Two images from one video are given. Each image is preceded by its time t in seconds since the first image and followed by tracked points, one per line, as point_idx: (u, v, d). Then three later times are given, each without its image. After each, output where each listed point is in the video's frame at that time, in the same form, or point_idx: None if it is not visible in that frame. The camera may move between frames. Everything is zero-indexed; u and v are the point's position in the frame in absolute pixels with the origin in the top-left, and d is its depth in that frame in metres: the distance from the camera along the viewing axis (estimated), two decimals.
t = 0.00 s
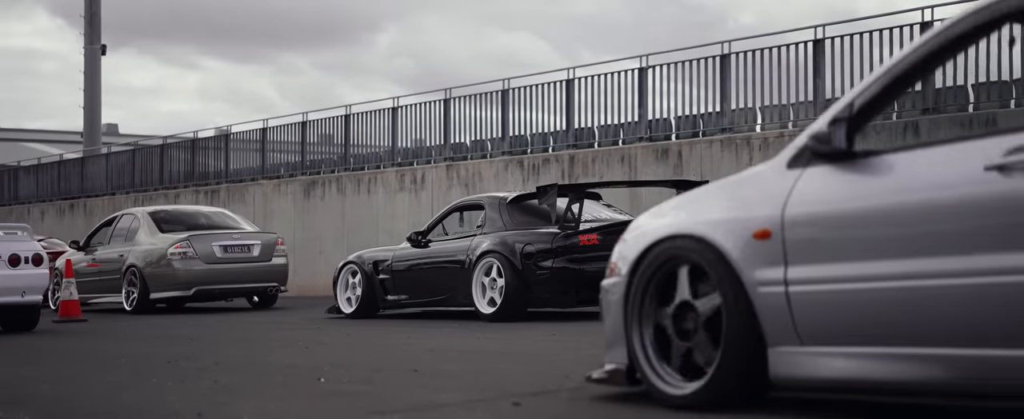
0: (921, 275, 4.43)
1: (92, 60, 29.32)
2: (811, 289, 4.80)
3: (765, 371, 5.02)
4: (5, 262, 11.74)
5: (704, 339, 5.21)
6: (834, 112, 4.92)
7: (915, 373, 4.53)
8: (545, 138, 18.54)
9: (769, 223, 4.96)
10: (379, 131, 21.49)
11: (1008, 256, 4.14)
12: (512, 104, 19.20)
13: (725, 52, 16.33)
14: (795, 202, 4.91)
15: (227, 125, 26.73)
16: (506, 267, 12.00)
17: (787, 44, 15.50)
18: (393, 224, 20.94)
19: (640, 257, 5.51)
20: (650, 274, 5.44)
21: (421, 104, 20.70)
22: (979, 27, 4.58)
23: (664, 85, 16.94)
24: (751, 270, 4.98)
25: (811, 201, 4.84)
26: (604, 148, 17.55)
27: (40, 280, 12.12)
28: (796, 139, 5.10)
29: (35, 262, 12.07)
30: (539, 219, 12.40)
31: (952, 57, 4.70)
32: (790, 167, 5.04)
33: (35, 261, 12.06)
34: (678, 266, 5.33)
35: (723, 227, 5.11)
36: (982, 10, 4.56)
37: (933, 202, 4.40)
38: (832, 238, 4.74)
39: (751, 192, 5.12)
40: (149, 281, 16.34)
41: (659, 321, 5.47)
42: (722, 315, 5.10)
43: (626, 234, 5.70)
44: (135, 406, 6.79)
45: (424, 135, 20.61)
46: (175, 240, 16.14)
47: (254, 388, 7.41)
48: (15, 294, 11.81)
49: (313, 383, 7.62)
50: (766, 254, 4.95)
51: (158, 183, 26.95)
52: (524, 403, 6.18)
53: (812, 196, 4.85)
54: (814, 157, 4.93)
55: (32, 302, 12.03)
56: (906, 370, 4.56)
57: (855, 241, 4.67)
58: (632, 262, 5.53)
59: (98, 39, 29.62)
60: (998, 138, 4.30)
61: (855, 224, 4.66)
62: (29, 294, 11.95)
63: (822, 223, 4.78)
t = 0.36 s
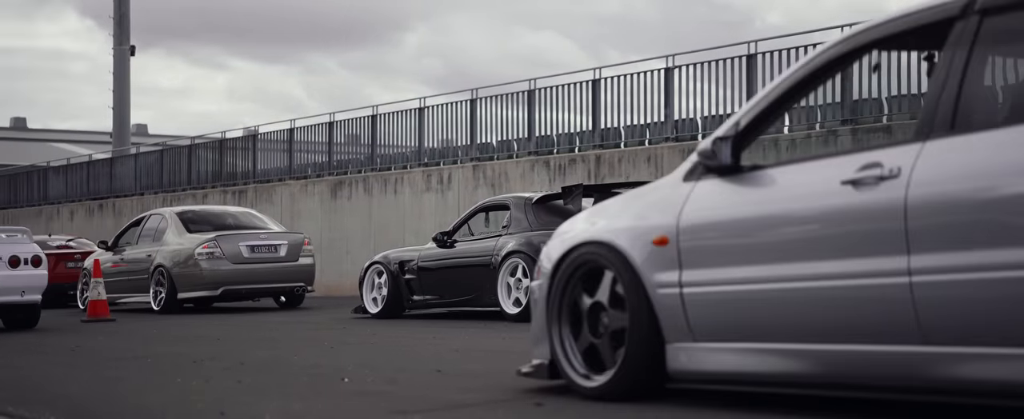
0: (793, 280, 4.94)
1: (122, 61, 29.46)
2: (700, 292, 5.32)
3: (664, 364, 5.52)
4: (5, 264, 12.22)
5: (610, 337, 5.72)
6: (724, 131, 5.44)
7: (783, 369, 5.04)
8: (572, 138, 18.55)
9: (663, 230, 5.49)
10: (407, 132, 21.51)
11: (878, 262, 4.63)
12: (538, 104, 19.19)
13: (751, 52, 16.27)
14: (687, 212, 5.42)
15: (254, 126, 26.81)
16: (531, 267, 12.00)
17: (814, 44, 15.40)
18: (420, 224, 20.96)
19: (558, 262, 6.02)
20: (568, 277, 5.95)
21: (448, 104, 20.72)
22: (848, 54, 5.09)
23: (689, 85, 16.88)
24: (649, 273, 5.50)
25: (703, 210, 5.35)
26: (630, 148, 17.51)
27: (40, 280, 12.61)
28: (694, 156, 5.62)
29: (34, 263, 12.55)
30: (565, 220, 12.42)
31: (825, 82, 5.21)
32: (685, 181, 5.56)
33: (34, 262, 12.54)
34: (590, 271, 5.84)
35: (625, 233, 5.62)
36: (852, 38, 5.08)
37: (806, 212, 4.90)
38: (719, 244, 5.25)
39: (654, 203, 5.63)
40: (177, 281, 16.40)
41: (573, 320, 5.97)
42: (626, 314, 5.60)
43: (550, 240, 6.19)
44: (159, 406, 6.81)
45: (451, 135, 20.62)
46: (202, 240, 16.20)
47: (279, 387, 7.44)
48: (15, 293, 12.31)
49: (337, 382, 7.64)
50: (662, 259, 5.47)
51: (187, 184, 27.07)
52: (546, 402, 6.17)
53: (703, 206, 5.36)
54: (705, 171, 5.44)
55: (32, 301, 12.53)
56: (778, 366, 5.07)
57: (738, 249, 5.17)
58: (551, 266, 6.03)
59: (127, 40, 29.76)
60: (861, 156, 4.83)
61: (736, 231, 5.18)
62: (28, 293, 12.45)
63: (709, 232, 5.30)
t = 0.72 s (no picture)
0: (693, 281, 5.59)
1: (153, 61, 29.59)
2: (619, 291, 5.99)
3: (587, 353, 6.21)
4: (11, 264, 12.93)
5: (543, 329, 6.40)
6: (641, 145, 6.12)
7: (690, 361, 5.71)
8: (601, 138, 18.52)
9: (584, 234, 6.18)
10: (436, 132, 21.53)
11: (764, 264, 5.29)
12: (567, 104, 19.15)
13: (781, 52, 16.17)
14: (607, 217, 6.12)
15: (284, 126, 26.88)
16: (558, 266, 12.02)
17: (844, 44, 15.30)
18: (448, 224, 21.00)
19: (500, 262, 6.69)
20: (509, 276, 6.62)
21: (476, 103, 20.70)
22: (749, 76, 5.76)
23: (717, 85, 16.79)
24: (573, 271, 6.20)
25: (622, 218, 6.03)
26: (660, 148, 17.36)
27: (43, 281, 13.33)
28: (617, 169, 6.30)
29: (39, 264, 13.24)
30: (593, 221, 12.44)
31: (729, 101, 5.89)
32: (607, 190, 6.27)
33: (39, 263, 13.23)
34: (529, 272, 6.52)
35: (554, 238, 6.32)
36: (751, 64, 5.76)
37: (703, 218, 5.57)
38: (635, 246, 5.91)
39: (580, 212, 6.31)
40: (207, 281, 16.47)
41: (513, 315, 6.64)
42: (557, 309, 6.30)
43: (495, 243, 6.85)
44: (186, 405, 6.83)
45: (481, 135, 20.60)
46: (232, 240, 16.27)
47: (306, 387, 7.46)
48: (21, 294, 13.01)
49: (365, 382, 7.65)
50: (583, 259, 6.17)
51: (217, 184, 27.16)
52: (570, 402, 6.17)
53: (619, 214, 6.06)
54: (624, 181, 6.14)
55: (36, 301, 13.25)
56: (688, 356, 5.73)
57: (648, 252, 5.84)
58: (492, 267, 6.71)
59: (158, 40, 29.89)
60: (753, 167, 5.50)
61: (646, 235, 5.86)
62: (34, 293, 13.14)
63: (623, 235, 5.98)
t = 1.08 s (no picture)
0: (615, 280, 6.05)
1: (184, 60, 29.68)
2: (551, 292, 6.47)
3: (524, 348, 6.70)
4: (19, 265, 13.52)
5: (488, 325, 6.92)
6: (576, 158, 6.60)
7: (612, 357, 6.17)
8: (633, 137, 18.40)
9: (523, 238, 6.70)
10: (466, 131, 21.46)
11: (674, 267, 5.72)
12: (597, 103, 19.04)
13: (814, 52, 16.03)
14: (545, 222, 6.61)
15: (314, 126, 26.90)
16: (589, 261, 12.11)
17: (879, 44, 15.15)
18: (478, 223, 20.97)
19: (452, 263, 7.19)
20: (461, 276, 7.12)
21: (507, 103, 20.61)
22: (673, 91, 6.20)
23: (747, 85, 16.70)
24: (514, 274, 6.71)
25: (556, 224, 6.52)
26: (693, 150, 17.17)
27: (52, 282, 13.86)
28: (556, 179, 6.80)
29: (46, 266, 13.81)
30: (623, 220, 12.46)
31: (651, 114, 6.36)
32: (544, 198, 6.77)
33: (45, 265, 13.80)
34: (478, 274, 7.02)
35: (499, 242, 6.83)
36: (669, 82, 6.23)
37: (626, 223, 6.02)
38: (570, 250, 6.37)
39: (522, 218, 6.82)
40: (237, 281, 16.45)
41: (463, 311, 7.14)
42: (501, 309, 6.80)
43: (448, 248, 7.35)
44: (211, 406, 6.76)
45: (512, 134, 20.51)
46: (262, 240, 16.29)
47: (334, 387, 7.39)
48: (28, 292, 13.54)
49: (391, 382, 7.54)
50: (523, 262, 6.68)
51: (248, 183, 27.21)
52: (595, 404, 6.11)
53: (554, 219, 6.56)
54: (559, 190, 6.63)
55: (45, 300, 13.73)
56: (610, 355, 6.19)
57: (577, 256, 6.32)
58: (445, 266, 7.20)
59: (190, 39, 29.97)
60: (667, 178, 5.94)
61: (578, 240, 6.33)
62: (41, 293, 13.69)
63: (557, 239, 6.47)
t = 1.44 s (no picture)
0: (546, 281, 6.40)
1: (216, 60, 29.82)
2: (495, 291, 6.80)
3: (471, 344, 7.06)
4: (30, 265, 14.30)
5: (439, 322, 7.27)
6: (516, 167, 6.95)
7: (545, 350, 6.54)
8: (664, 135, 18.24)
9: (469, 241, 7.04)
10: (493, 130, 21.36)
11: (597, 267, 6.07)
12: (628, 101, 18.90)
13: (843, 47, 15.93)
14: (489, 226, 6.94)
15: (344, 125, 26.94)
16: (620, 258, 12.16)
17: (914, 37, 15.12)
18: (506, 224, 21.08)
19: (407, 262, 7.53)
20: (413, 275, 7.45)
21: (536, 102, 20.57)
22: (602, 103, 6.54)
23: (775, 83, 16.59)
24: (463, 274, 7.04)
25: (500, 227, 6.85)
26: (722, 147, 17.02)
27: (61, 281, 14.63)
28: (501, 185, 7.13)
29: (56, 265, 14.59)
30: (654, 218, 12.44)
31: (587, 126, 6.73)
32: (490, 204, 7.11)
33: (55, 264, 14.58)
34: (431, 273, 7.36)
35: (449, 244, 7.16)
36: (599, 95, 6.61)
37: (558, 226, 6.38)
38: (510, 251, 6.71)
39: (470, 221, 7.15)
40: (267, 279, 16.48)
41: (415, 309, 7.47)
42: (451, 308, 7.14)
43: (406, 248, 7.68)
44: (234, 404, 6.76)
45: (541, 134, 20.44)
46: (292, 238, 16.36)
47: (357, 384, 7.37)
48: (39, 291, 14.33)
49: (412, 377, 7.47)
50: (470, 263, 7.02)
51: (278, 182, 27.28)
52: (616, 402, 6.07)
53: (499, 222, 6.90)
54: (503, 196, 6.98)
55: (54, 299, 14.52)
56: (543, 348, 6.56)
57: (517, 257, 6.66)
58: (401, 265, 7.54)
59: (221, 39, 30.09)
60: (592, 185, 6.30)
61: (518, 242, 6.66)
62: (51, 291, 14.46)
63: (499, 242, 6.82)
